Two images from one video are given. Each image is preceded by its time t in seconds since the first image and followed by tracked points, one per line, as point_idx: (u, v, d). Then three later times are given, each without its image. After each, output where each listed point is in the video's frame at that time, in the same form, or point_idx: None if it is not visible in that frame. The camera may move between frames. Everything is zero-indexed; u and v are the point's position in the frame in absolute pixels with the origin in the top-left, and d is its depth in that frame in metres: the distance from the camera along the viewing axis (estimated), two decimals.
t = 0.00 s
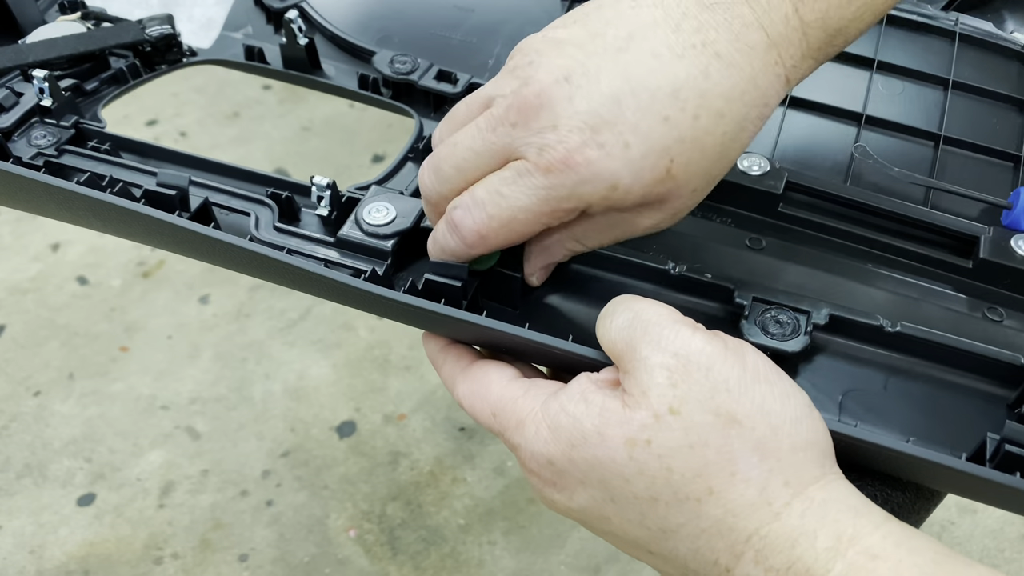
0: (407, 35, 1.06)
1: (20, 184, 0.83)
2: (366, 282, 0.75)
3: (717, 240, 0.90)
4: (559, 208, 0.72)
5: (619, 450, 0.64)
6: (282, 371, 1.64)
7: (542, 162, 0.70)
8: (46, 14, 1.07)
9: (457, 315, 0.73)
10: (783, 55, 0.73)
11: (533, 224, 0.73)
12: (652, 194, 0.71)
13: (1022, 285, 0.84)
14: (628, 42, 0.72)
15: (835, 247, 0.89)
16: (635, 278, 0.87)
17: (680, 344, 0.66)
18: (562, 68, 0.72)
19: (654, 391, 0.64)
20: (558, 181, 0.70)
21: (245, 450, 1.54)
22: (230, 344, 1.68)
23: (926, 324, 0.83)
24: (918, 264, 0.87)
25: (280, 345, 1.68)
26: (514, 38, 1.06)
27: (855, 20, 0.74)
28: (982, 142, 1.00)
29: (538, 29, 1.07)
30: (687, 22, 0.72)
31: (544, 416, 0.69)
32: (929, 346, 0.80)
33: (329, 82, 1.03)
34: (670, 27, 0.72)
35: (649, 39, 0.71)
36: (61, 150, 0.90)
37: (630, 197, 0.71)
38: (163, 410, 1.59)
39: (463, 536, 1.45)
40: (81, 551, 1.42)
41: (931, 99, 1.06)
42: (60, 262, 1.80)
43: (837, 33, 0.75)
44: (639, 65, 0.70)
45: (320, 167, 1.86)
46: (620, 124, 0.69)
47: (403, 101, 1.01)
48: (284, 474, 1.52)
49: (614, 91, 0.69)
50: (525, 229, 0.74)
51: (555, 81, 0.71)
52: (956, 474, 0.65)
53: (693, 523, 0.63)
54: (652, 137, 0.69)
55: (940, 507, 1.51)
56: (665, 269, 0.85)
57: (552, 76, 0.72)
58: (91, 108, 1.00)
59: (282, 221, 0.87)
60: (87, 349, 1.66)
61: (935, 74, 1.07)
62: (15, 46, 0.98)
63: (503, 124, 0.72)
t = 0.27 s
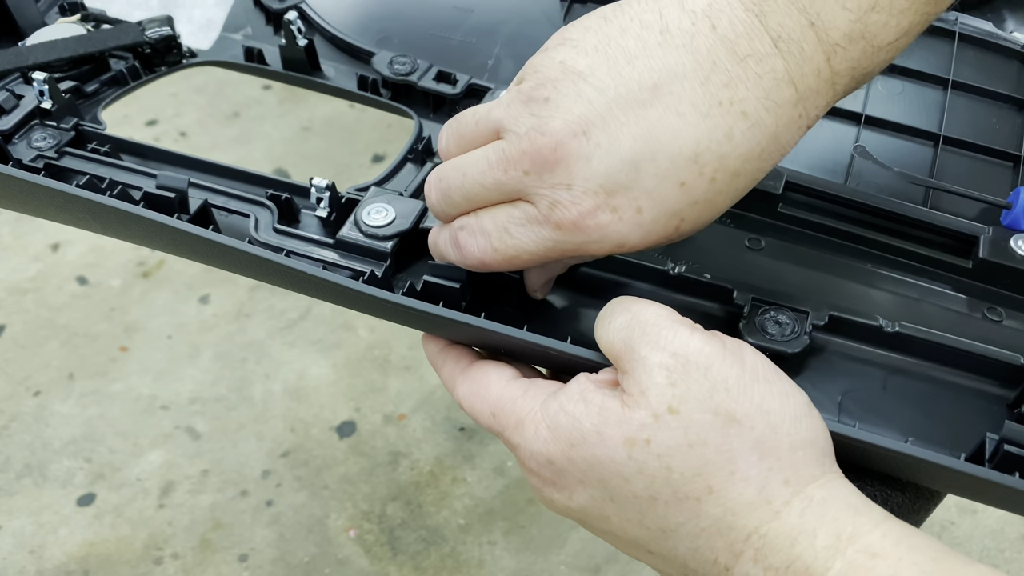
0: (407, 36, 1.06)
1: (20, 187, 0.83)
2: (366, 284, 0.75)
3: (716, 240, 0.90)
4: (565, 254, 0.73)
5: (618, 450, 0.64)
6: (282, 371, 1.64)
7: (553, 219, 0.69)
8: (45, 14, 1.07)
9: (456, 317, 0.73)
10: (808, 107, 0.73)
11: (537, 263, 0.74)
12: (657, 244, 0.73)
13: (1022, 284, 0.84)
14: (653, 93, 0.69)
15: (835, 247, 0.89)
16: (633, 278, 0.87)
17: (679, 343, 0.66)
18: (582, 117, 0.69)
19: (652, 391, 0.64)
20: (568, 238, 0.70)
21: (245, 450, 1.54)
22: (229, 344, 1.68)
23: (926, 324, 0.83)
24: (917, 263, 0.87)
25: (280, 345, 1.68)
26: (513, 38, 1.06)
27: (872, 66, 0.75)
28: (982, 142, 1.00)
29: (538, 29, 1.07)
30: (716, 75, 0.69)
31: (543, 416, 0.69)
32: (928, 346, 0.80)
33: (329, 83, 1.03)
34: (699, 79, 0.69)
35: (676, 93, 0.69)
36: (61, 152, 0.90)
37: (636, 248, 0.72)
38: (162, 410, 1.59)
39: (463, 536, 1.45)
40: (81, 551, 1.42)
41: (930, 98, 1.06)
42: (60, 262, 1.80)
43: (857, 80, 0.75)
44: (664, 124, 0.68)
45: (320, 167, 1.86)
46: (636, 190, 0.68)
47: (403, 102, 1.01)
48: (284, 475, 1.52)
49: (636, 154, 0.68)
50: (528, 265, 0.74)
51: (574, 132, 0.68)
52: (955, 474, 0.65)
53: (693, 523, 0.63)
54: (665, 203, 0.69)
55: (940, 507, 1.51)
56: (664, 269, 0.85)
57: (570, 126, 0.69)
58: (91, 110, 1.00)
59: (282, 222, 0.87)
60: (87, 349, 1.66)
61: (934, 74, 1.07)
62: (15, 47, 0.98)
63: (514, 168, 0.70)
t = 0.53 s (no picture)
0: (407, 37, 1.06)
1: (21, 188, 0.83)
2: (367, 285, 0.75)
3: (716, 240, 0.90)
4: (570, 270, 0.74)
5: (619, 449, 0.64)
6: (282, 371, 1.64)
7: (563, 242, 0.70)
8: (46, 15, 1.07)
9: (458, 317, 0.73)
10: (817, 129, 0.73)
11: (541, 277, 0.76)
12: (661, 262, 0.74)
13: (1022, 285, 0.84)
14: (666, 121, 0.69)
15: (835, 247, 0.89)
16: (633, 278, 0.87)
17: (679, 344, 0.66)
18: (596, 143, 0.69)
19: (652, 392, 0.64)
20: (575, 260, 0.71)
21: (245, 450, 1.54)
22: (230, 344, 1.68)
23: (926, 324, 0.83)
24: (918, 264, 0.87)
25: (280, 345, 1.68)
26: (513, 39, 1.06)
27: (882, 88, 0.74)
28: (981, 142, 1.00)
29: (538, 29, 1.07)
30: (729, 103, 0.69)
31: (544, 415, 0.69)
32: (928, 346, 0.80)
33: (329, 83, 1.03)
34: (712, 107, 0.69)
35: (689, 121, 0.69)
36: (62, 153, 0.90)
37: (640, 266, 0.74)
38: (162, 410, 1.58)
39: (463, 536, 1.45)
40: (81, 551, 1.42)
41: (930, 98, 1.06)
42: (60, 262, 1.80)
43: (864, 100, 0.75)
44: (675, 155, 0.68)
45: (320, 167, 1.86)
46: (644, 218, 0.69)
47: (403, 102, 1.01)
48: (284, 475, 1.52)
49: (648, 184, 0.68)
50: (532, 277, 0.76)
51: (588, 160, 0.69)
52: (954, 474, 0.65)
53: (693, 523, 0.63)
54: (672, 228, 0.70)
55: (941, 507, 1.51)
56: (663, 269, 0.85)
57: (584, 152, 0.69)
58: (91, 111, 1.00)
59: (282, 223, 0.87)
60: (87, 349, 1.66)
61: (934, 74, 1.07)
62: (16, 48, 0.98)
63: (526, 189, 0.70)
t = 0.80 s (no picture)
0: (407, 38, 1.06)
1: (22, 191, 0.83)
2: (368, 286, 0.74)
3: (716, 241, 0.90)
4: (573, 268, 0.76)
5: (617, 446, 0.64)
6: (282, 371, 1.64)
7: (568, 250, 0.72)
8: (47, 18, 1.07)
9: (461, 318, 0.73)
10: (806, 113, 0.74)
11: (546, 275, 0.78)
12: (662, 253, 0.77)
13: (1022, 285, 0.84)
14: (661, 128, 0.69)
15: (835, 248, 0.89)
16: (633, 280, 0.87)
17: (678, 341, 0.66)
18: (594, 156, 0.70)
19: (650, 387, 0.64)
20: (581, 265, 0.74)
21: (245, 450, 1.54)
22: (229, 344, 1.68)
23: (925, 324, 0.83)
24: (919, 264, 0.87)
25: (280, 345, 1.68)
26: (513, 40, 1.06)
27: (866, 75, 0.75)
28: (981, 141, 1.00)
29: (538, 30, 1.07)
30: (721, 103, 0.69)
31: (543, 412, 0.69)
32: (927, 346, 0.80)
33: (329, 85, 1.03)
34: (704, 109, 0.69)
35: (683, 126, 0.69)
36: (63, 156, 0.90)
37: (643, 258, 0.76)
38: (162, 410, 1.58)
39: (463, 536, 1.45)
40: (81, 551, 1.42)
41: (930, 98, 1.06)
42: (60, 262, 1.80)
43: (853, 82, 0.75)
44: (672, 160, 0.69)
45: (320, 167, 1.86)
46: (644, 221, 0.71)
47: (403, 103, 1.01)
48: (284, 475, 1.52)
49: (646, 190, 0.69)
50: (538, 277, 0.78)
51: (587, 172, 0.70)
52: (955, 474, 0.65)
53: (690, 520, 0.62)
54: (672, 225, 0.72)
55: (940, 507, 1.51)
56: (663, 270, 0.85)
57: (583, 165, 0.70)
58: (91, 114, 1.00)
59: (282, 224, 0.87)
60: (87, 349, 1.66)
61: (934, 73, 1.07)
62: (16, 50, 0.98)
63: (528, 205, 0.72)
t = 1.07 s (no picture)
0: (409, 41, 1.06)
1: (26, 200, 0.83)
2: (369, 291, 0.75)
3: (716, 243, 0.90)
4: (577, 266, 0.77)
5: (606, 442, 0.64)
6: (282, 371, 1.64)
7: (571, 252, 0.73)
8: (52, 27, 1.07)
9: (457, 322, 0.73)
10: (780, 89, 0.73)
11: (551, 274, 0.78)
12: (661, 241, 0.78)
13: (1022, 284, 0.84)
14: (644, 120, 0.69)
15: (834, 249, 0.89)
16: (634, 282, 0.87)
17: (669, 338, 0.66)
18: (583, 158, 0.69)
19: (640, 382, 0.64)
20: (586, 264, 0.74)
21: (245, 450, 1.54)
22: (229, 344, 1.68)
23: (925, 325, 0.83)
24: (918, 264, 0.87)
25: (280, 345, 1.68)
26: (514, 42, 1.06)
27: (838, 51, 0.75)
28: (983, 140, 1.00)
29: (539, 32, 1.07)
30: (697, 89, 0.70)
31: (536, 408, 0.70)
32: (926, 346, 0.80)
33: (331, 90, 1.03)
34: (682, 96, 0.69)
35: (666, 115, 0.69)
36: (68, 164, 0.90)
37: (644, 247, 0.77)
38: (162, 410, 1.58)
39: (463, 536, 1.46)
40: (81, 551, 1.42)
41: (932, 96, 1.06)
42: (60, 262, 1.80)
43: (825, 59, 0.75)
44: (659, 151, 0.69)
45: (320, 168, 1.86)
46: (640, 212, 0.71)
47: (404, 107, 1.01)
48: (284, 475, 1.52)
49: (637, 182, 0.70)
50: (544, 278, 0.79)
51: (579, 174, 0.70)
52: (951, 473, 0.65)
53: (679, 517, 0.62)
54: (668, 212, 0.72)
55: (940, 507, 1.51)
56: (664, 273, 0.85)
57: (574, 167, 0.70)
58: (96, 119, 1.00)
59: (285, 231, 0.87)
60: (87, 349, 1.66)
61: (936, 72, 1.07)
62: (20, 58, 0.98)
63: (526, 214, 0.72)
